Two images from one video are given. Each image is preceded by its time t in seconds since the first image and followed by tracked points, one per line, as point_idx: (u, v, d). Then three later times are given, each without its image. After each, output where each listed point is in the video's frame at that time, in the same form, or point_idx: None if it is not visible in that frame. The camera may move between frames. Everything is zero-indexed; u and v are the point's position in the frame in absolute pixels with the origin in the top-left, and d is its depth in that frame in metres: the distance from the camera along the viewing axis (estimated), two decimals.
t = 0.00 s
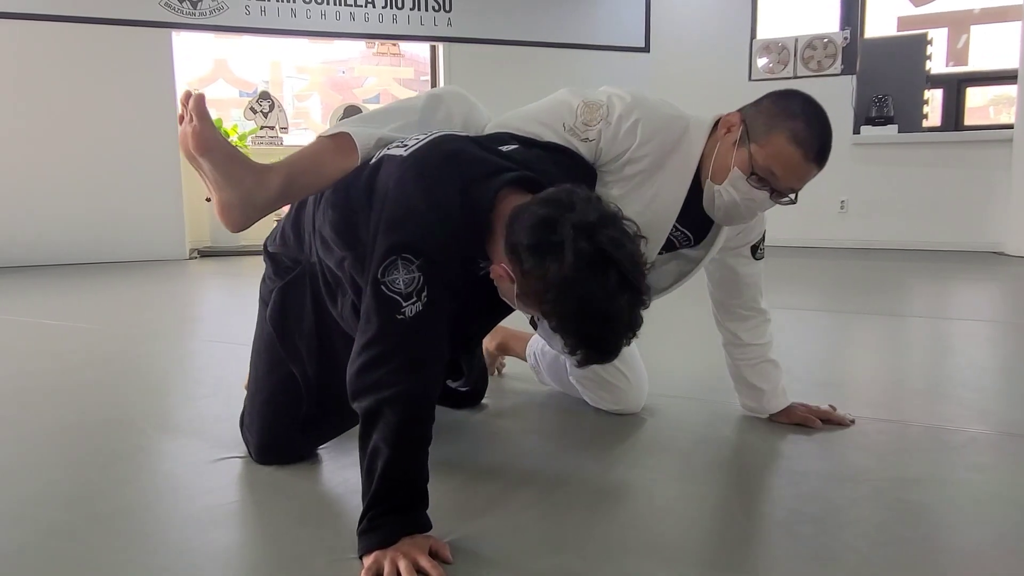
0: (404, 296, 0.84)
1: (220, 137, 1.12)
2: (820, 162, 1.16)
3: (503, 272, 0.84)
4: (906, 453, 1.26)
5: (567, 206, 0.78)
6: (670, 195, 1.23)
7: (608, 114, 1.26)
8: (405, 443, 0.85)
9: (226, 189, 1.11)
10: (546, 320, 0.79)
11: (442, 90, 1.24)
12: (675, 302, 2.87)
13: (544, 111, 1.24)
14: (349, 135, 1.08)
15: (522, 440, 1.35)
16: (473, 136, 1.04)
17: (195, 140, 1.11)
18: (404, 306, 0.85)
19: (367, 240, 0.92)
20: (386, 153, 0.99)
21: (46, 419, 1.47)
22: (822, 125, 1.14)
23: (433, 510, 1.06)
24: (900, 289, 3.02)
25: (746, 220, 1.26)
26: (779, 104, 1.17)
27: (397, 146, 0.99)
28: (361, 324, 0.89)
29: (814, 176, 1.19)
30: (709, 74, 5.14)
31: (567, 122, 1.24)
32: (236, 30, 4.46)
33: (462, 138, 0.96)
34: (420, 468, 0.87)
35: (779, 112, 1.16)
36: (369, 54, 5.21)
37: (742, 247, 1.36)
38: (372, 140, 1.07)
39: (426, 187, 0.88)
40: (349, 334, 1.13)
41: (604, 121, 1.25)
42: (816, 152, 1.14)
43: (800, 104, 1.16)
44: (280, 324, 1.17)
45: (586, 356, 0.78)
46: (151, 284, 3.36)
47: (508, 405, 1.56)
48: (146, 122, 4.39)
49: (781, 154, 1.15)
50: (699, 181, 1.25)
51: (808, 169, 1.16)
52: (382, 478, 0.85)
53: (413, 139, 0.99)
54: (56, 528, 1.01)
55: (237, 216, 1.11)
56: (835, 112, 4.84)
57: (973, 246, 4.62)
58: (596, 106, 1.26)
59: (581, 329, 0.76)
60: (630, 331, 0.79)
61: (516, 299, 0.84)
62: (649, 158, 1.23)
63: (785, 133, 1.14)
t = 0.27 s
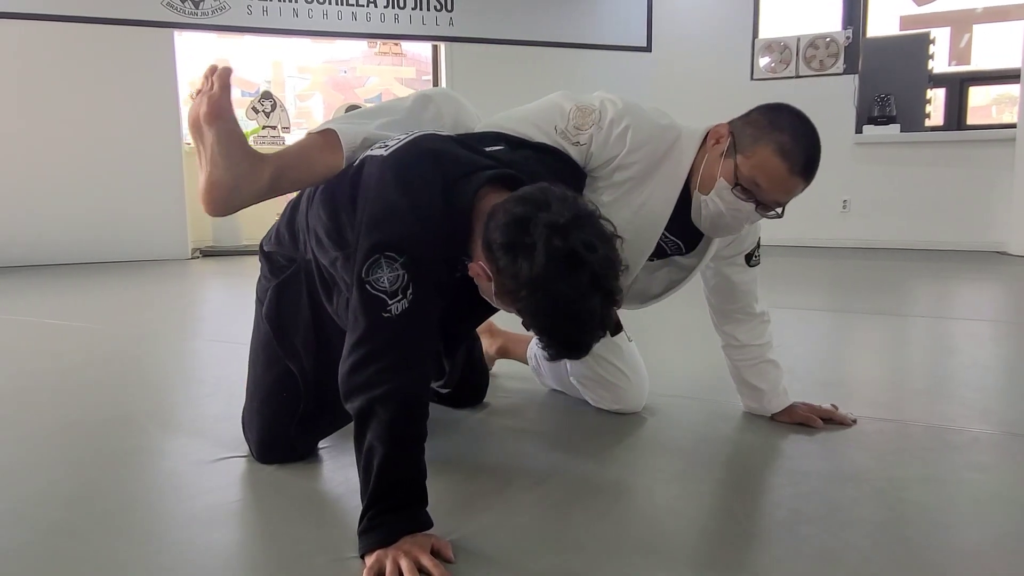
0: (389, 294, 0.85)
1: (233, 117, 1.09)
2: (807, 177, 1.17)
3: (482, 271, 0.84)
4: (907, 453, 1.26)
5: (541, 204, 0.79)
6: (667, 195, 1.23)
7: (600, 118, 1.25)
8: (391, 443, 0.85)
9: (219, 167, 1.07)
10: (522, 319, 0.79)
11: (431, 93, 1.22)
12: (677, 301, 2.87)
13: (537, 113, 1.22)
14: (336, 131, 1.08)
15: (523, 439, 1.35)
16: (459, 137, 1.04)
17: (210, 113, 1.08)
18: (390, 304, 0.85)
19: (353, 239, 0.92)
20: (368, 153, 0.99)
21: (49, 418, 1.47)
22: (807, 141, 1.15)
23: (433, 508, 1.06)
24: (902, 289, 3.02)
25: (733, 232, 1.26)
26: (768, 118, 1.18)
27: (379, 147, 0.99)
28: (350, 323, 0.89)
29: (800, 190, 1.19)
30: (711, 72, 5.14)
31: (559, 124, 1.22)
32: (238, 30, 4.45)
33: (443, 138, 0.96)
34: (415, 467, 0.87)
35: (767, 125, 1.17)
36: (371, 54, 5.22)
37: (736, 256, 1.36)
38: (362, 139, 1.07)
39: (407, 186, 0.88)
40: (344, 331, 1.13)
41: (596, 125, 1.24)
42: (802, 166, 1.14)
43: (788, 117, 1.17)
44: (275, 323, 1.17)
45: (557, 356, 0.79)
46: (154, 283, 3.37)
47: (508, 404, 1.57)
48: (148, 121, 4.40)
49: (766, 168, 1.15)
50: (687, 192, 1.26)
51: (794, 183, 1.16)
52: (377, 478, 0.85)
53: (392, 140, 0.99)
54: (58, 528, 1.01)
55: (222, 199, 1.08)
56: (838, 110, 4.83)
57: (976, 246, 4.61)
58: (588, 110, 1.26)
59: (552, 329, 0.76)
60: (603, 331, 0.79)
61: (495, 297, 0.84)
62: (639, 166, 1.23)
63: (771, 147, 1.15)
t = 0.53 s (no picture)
0: (382, 290, 0.85)
1: (234, 104, 1.14)
2: (796, 178, 1.17)
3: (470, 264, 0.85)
4: (908, 450, 1.25)
5: (521, 197, 0.79)
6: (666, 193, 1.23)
7: (591, 117, 1.27)
8: (384, 438, 0.85)
9: (213, 149, 1.12)
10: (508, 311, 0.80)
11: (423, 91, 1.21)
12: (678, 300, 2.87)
13: (528, 112, 1.24)
14: (329, 126, 1.08)
15: (523, 436, 1.35)
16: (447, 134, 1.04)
17: (210, 96, 1.13)
18: (383, 300, 0.85)
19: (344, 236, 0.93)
20: (358, 152, 0.99)
21: (49, 416, 1.47)
22: (796, 144, 1.14)
23: (434, 505, 1.06)
24: (904, 287, 3.02)
25: (724, 233, 1.26)
26: (756, 120, 1.18)
27: (369, 146, 0.99)
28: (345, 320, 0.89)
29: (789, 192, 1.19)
30: (713, 71, 5.14)
31: (550, 122, 1.24)
32: (239, 29, 4.46)
33: (433, 135, 0.96)
34: (414, 462, 0.87)
35: (756, 127, 1.16)
36: (372, 53, 5.22)
37: (727, 257, 1.37)
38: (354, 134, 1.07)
39: (395, 182, 0.88)
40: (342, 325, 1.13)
41: (587, 125, 1.26)
42: (791, 168, 1.14)
43: (777, 120, 1.16)
44: (273, 319, 1.17)
45: (542, 346, 0.79)
46: (156, 282, 3.37)
47: (509, 401, 1.56)
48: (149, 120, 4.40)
49: (755, 170, 1.16)
50: (678, 194, 1.26)
51: (784, 185, 1.16)
52: (376, 474, 0.85)
53: (382, 139, 0.99)
54: (59, 525, 1.02)
55: (212, 181, 1.13)
56: (839, 109, 4.83)
57: (978, 245, 4.61)
58: (580, 110, 1.27)
59: (535, 321, 0.76)
60: (587, 321, 0.79)
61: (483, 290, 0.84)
62: (631, 165, 1.24)
63: (760, 150, 1.15)
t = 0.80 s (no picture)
0: (390, 291, 0.85)
1: (235, 104, 1.14)
2: (789, 171, 1.16)
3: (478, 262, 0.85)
4: (909, 450, 1.25)
5: (527, 191, 0.79)
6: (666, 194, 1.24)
7: (588, 111, 1.27)
8: (392, 435, 0.85)
9: (218, 148, 1.12)
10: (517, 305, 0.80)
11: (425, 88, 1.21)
12: (678, 299, 2.87)
13: (527, 106, 1.24)
14: (335, 123, 1.08)
15: (524, 435, 1.35)
16: (449, 131, 1.05)
17: (213, 97, 1.13)
18: (392, 300, 0.85)
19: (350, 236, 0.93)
20: (364, 154, 0.99)
21: (50, 415, 1.48)
22: (788, 136, 1.14)
23: (435, 504, 1.06)
24: (905, 287, 3.02)
25: (721, 225, 1.27)
26: (748, 112, 1.17)
27: (375, 147, 0.98)
28: (350, 320, 0.89)
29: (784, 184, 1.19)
30: (714, 71, 5.14)
31: (548, 117, 1.25)
32: (240, 28, 4.47)
33: (438, 135, 0.96)
34: (417, 460, 0.88)
35: (747, 120, 1.16)
36: (373, 53, 5.22)
37: (727, 246, 1.36)
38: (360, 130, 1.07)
39: (402, 183, 0.88)
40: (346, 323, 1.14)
41: (584, 119, 1.27)
42: (784, 162, 1.14)
43: (769, 113, 1.16)
44: (276, 318, 1.17)
45: (554, 338, 0.79)
46: (157, 282, 3.37)
47: (510, 400, 1.57)
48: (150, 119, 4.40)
49: (747, 164, 1.15)
50: (673, 188, 1.26)
51: (777, 179, 1.16)
52: (380, 472, 0.86)
53: (388, 140, 0.98)
54: (61, 524, 1.02)
55: (217, 181, 1.13)
56: (840, 109, 4.83)
57: (979, 244, 4.61)
58: (577, 104, 1.28)
59: (546, 313, 0.76)
60: (597, 311, 0.79)
61: (492, 287, 0.85)
62: (627, 157, 1.24)
63: (752, 144, 1.15)
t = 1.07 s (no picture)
0: (402, 292, 0.85)
1: (242, 107, 1.14)
2: (795, 171, 1.19)
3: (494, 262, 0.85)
4: (912, 450, 1.25)
5: (543, 192, 0.79)
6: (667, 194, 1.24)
7: (596, 109, 1.26)
8: (407, 435, 0.86)
9: (227, 151, 1.12)
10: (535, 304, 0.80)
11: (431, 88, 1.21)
12: (680, 298, 2.87)
13: (536, 104, 1.24)
14: (344, 123, 1.09)
15: (526, 434, 1.35)
16: (461, 131, 1.05)
17: (219, 100, 1.13)
18: (403, 301, 0.85)
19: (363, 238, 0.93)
20: (378, 155, 0.99)
21: (54, 415, 1.48)
22: (796, 137, 1.17)
23: (438, 502, 1.07)
24: (907, 287, 3.02)
25: (726, 224, 1.29)
26: (756, 114, 1.19)
27: (389, 149, 0.99)
28: (360, 319, 0.90)
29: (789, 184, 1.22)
30: (715, 71, 5.14)
31: (557, 115, 1.24)
32: (243, 28, 4.48)
33: (451, 137, 0.97)
34: (422, 459, 0.88)
35: (756, 121, 1.18)
36: (375, 52, 5.22)
37: (734, 244, 1.46)
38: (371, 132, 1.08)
39: (417, 185, 0.89)
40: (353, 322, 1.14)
41: (593, 118, 1.26)
42: (792, 162, 1.17)
43: (777, 114, 1.18)
44: (282, 317, 1.17)
45: (580, 334, 0.80)
46: (159, 281, 3.37)
47: (512, 399, 1.57)
48: (152, 119, 4.40)
49: (756, 164, 1.18)
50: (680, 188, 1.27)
51: (785, 179, 1.19)
52: (386, 469, 0.86)
53: (402, 143, 0.99)
54: (63, 524, 1.02)
55: (228, 184, 1.12)
56: (841, 108, 4.82)
57: (981, 244, 4.61)
58: (586, 103, 1.27)
59: (566, 312, 0.77)
60: (619, 304, 0.80)
61: (508, 287, 0.85)
62: (635, 155, 1.24)
63: (761, 145, 1.17)
